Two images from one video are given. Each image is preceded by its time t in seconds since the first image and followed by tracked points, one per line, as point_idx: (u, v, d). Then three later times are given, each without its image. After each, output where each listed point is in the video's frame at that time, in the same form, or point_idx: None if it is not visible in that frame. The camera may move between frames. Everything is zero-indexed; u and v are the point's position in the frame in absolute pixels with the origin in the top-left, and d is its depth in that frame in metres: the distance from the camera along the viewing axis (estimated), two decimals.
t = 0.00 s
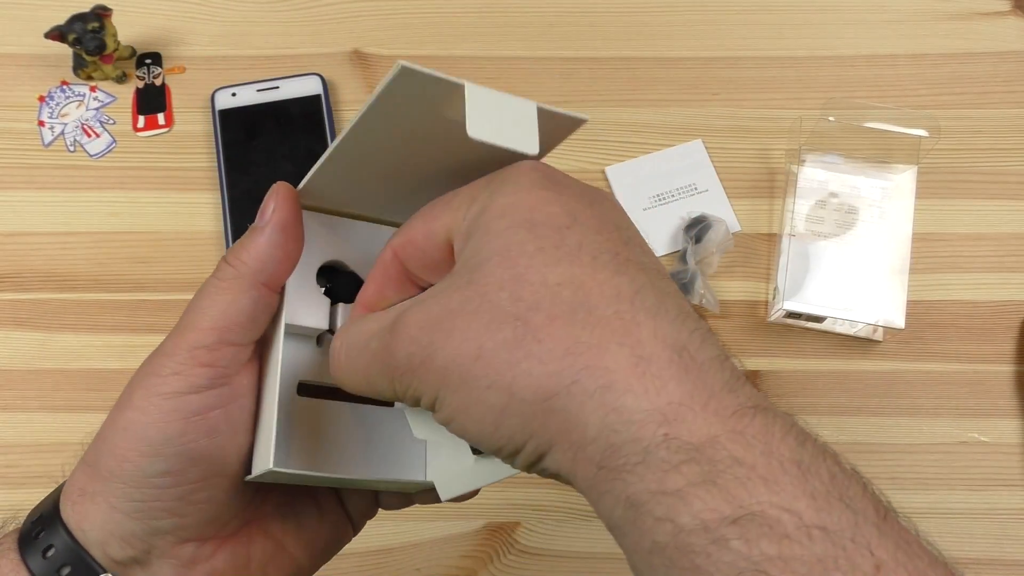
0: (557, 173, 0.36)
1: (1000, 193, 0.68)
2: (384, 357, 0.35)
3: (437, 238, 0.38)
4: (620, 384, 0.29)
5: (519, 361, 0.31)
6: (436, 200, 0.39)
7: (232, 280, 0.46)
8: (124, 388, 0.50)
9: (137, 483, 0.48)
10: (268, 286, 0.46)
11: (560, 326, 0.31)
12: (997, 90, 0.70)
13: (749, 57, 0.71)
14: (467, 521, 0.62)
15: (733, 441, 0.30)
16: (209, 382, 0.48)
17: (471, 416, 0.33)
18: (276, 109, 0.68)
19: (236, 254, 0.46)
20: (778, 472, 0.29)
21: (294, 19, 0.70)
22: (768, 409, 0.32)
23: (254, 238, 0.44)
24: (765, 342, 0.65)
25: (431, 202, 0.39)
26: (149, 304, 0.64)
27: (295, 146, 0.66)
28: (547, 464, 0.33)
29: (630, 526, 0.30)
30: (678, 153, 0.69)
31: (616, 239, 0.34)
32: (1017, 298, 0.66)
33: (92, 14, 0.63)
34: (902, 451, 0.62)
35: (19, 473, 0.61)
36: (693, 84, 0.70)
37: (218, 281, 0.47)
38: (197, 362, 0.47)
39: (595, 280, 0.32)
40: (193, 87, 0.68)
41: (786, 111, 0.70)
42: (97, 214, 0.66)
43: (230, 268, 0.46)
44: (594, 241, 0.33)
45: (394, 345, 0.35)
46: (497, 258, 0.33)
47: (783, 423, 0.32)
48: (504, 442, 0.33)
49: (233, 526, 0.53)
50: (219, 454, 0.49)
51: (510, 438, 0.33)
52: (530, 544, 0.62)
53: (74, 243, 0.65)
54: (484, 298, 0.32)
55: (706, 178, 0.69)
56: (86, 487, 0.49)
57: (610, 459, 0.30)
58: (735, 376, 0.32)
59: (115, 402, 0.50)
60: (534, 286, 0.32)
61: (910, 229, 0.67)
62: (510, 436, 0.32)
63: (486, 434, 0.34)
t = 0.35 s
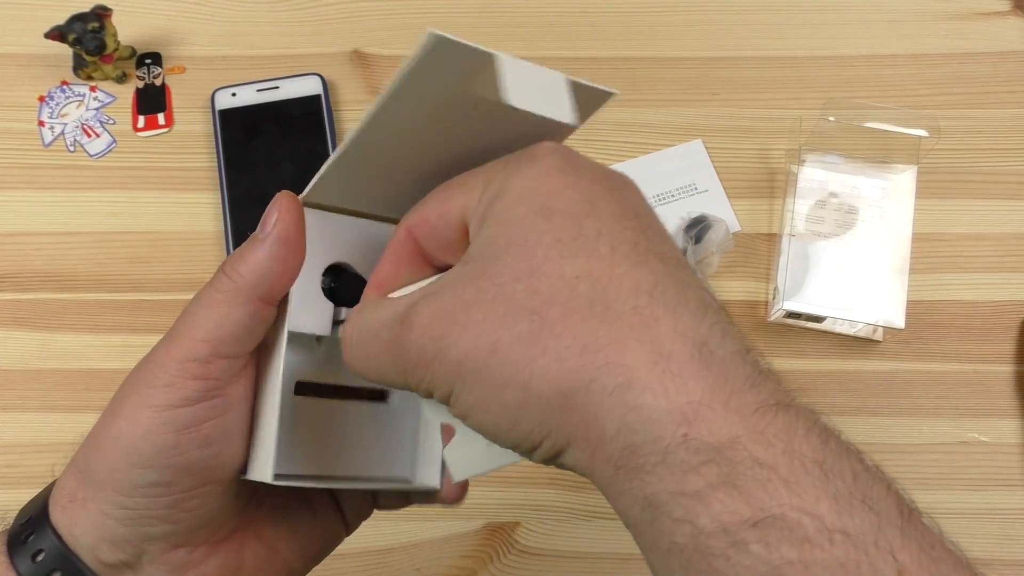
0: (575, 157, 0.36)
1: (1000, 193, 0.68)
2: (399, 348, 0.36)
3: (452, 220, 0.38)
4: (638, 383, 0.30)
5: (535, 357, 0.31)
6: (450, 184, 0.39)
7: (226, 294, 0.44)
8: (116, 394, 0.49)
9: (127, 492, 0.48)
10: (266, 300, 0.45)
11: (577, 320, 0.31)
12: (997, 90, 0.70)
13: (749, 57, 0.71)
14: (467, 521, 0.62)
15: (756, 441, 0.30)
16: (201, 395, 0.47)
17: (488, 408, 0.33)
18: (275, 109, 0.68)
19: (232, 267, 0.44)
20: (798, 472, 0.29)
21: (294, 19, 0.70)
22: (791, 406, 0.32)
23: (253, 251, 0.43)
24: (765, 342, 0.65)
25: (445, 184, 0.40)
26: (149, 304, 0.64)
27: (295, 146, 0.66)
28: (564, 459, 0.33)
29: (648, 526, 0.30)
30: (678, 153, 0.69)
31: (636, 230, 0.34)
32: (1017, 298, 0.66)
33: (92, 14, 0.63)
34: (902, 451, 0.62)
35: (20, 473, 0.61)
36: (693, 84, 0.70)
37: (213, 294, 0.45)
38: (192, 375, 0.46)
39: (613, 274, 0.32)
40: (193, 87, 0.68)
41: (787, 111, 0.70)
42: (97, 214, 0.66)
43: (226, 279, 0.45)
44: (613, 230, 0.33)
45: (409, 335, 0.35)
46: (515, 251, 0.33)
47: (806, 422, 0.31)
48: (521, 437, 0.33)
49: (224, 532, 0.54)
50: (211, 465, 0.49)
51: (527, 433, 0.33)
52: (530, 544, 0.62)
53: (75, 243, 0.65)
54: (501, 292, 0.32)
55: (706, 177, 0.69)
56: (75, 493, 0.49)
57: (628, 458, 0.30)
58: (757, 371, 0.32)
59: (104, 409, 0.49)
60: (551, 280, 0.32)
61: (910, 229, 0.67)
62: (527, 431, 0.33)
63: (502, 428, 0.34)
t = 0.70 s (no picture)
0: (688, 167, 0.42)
1: (1000, 193, 0.68)
2: (522, 304, 0.37)
3: (553, 180, 0.45)
4: (775, 362, 0.34)
5: (680, 323, 0.34)
6: (552, 146, 0.46)
7: (263, 338, 0.39)
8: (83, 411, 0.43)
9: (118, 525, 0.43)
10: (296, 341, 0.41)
11: (719, 297, 0.35)
12: (997, 90, 0.70)
13: (749, 57, 0.71)
14: (467, 521, 0.62)
15: (865, 424, 0.34)
16: (207, 430, 0.42)
17: (613, 369, 0.36)
18: (277, 109, 0.68)
19: (269, 306, 0.39)
20: (900, 456, 0.34)
21: (295, 19, 0.70)
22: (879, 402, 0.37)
23: (293, 291, 0.38)
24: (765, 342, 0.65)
25: (543, 144, 0.47)
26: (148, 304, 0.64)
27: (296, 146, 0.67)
28: (679, 428, 0.36)
29: (762, 494, 0.33)
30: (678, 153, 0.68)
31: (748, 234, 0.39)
32: (1017, 298, 0.66)
33: (92, 14, 0.63)
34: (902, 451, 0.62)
35: (20, 472, 0.61)
36: (693, 84, 0.70)
37: (238, 330, 0.39)
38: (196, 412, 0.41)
39: (743, 267, 0.36)
40: (193, 87, 0.68)
41: (786, 111, 0.70)
42: (97, 214, 0.66)
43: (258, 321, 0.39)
44: (733, 229, 0.38)
45: (534, 288, 0.37)
46: (655, 227, 0.37)
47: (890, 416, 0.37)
48: (640, 399, 0.36)
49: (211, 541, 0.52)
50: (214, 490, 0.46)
51: (651, 398, 0.36)
52: (530, 543, 0.62)
53: (75, 243, 0.65)
54: (642, 261, 0.36)
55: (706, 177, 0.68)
56: (51, 530, 0.44)
57: (758, 430, 0.33)
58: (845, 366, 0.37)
59: (79, 435, 0.42)
60: (691, 258, 0.36)
61: (910, 229, 0.67)
62: (653, 396, 0.35)
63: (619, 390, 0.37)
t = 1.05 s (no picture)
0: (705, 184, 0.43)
1: (1000, 193, 0.68)
2: (545, 312, 0.37)
3: (567, 187, 0.46)
4: (799, 380, 0.35)
5: (707, 338, 0.35)
6: (566, 153, 0.47)
7: (214, 325, 0.38)
8: (44, 411, 0.42)
9: (76, 520, 0.42)
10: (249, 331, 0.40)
11: (743, 314, 0.36)
12: (997, 90, 0.70)
13: (749, 57, 0.71)
14: (467, 521, 0.62)
15: (882, 441, 0.35)
16: (153, 417, 0.42)
17: (637, 380, 0.36)
18: (279, 110, 0.68)
19: (223, 294, 0.38)
20: (916, 471, 0.35)
21: (295, 19, 0.70)
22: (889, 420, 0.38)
23: (254, 281, 0.37)
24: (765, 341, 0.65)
25: (558, 147, 0.47)
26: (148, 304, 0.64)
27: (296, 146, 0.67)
28: (699, 442, 0.36)
29: (783, 509, 0.34)
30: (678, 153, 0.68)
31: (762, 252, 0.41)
32: (1017, 298, 0.66)
33: (92, 14, 0.63)
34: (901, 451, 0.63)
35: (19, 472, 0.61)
36: (693, 84, 0.70)
37: (189, 319, 0.38)
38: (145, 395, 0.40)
39: (766, 284, 0.37)
40: (193, 87, 0.68)
41: (786, 111, 0.70)
42: (97, 214, 0.66)
43: (211, 308, 0.38)
44: (752, 245, 0.40)
45: (560, 295, 0.36)
46: (680, 239, 0.38)
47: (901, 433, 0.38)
48: (662, 412, 0.36)
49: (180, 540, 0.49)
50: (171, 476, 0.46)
51: (674, 412, 0.36)
52: (530, 543, 0.62)
53: (75, 243, 0.65)
54: (667, 274, 0.36)
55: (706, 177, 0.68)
56: (9, 532, 0.43)
57: (781, 446, 0.34)
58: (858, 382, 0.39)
59: (32, 434, 0.42)
60: (717, 274, 0.37)
61: (910, 229, 0.67)
62: (676, 408, 0.36)
63: (641, 402, 0.37)
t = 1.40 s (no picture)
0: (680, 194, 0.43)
1: (1000, 193, 0.68)
2: (518, 331, 0.37)
3: (536, 202, 0.46)
4: (778, 395, 0.35)
5: (683, 355, 0.35)
6: (536, 168, 0.47)
7: (201, 316, 0.38)
8: (38, 390, 0.43)
9: (57, 492, 0.42)
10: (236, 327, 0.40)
11: (718, 328, 0.36)
12: (997, 90, 0.70)
13: (749, 57, 0.71)
14: (467, 521, 0.62)
15: (861, 453, 0.36)
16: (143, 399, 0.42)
17: (615, 397, 0.36)
18: (277, 109, 0.68)
19: (208, 286, 0.38)
20: (896, 482, 0.35)
21: (295, 19, 0.70)
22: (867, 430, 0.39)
23: (235, 272, 0.36)
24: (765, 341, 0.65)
25: (529, 162, 0.47)
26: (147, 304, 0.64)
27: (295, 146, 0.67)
28: (680, 459, 0.36)
29: (766, 526, 0.34)
30: (678, 153, 0.69)
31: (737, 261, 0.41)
32: (1017, 298, 0.66)
33: (92, 14, 0.63)
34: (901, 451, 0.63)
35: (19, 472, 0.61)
36: (693, 84, 0.70)
37: (177, 307, 0.39)
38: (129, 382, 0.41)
39: (742, 297, 0.38)
40: (193, 87, 0.68)
41: (786, 111, 0.70)
42: (98, 214, 0.66)
43: (198, 298, 0.38)
44: (727, 257, 0.40)
45: (534, 314, 0.37)
46: (653, 254, 0.37)
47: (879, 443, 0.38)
48: (642, 430, 0.36)
49: (163, 519, 0.47)
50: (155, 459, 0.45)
51: (653, 429, 0.36)
52: (530, 543, 0.62)
53: (75, 243, 0.65)
54: (642, 290, 0.36)
55: (706, 177, 0.68)
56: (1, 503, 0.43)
57: (762, 462, 0.34)
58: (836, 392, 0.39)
59: (25, 410, 0.42)
60: (692, 288, 0.37)
61: (910, 229, 0.67)
62: (655, 426, 0.36)
63: (621, 419, 0.37)
